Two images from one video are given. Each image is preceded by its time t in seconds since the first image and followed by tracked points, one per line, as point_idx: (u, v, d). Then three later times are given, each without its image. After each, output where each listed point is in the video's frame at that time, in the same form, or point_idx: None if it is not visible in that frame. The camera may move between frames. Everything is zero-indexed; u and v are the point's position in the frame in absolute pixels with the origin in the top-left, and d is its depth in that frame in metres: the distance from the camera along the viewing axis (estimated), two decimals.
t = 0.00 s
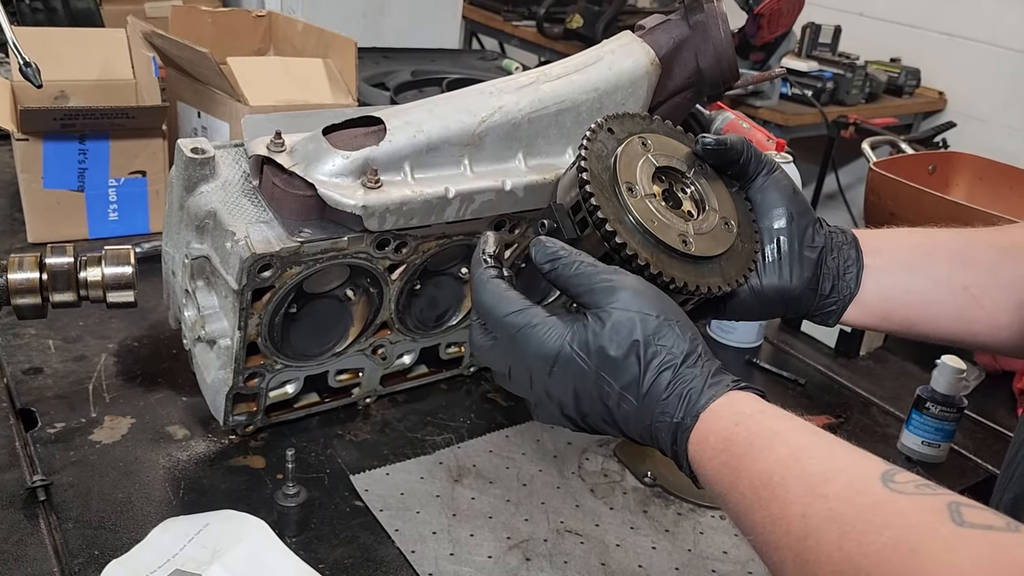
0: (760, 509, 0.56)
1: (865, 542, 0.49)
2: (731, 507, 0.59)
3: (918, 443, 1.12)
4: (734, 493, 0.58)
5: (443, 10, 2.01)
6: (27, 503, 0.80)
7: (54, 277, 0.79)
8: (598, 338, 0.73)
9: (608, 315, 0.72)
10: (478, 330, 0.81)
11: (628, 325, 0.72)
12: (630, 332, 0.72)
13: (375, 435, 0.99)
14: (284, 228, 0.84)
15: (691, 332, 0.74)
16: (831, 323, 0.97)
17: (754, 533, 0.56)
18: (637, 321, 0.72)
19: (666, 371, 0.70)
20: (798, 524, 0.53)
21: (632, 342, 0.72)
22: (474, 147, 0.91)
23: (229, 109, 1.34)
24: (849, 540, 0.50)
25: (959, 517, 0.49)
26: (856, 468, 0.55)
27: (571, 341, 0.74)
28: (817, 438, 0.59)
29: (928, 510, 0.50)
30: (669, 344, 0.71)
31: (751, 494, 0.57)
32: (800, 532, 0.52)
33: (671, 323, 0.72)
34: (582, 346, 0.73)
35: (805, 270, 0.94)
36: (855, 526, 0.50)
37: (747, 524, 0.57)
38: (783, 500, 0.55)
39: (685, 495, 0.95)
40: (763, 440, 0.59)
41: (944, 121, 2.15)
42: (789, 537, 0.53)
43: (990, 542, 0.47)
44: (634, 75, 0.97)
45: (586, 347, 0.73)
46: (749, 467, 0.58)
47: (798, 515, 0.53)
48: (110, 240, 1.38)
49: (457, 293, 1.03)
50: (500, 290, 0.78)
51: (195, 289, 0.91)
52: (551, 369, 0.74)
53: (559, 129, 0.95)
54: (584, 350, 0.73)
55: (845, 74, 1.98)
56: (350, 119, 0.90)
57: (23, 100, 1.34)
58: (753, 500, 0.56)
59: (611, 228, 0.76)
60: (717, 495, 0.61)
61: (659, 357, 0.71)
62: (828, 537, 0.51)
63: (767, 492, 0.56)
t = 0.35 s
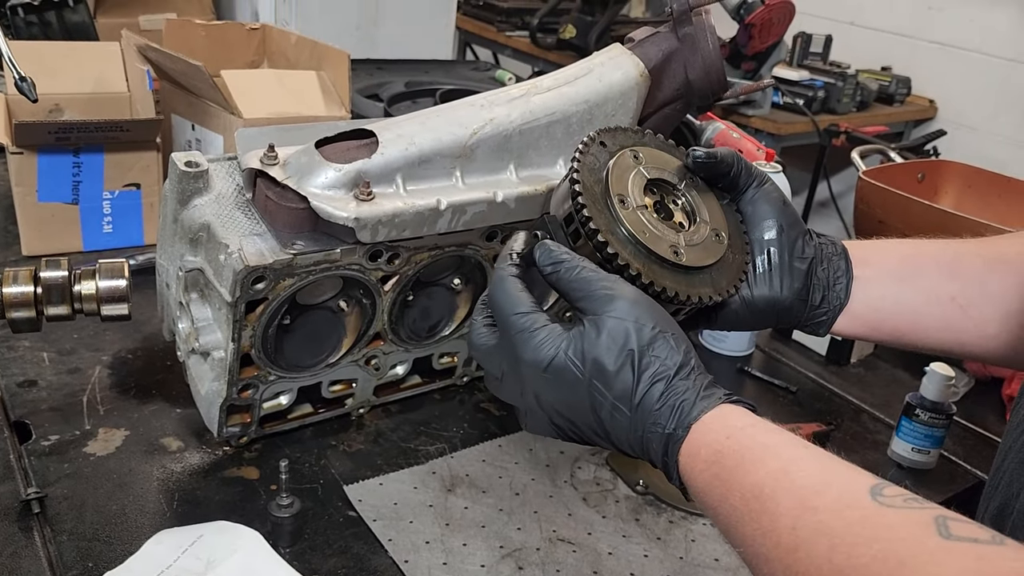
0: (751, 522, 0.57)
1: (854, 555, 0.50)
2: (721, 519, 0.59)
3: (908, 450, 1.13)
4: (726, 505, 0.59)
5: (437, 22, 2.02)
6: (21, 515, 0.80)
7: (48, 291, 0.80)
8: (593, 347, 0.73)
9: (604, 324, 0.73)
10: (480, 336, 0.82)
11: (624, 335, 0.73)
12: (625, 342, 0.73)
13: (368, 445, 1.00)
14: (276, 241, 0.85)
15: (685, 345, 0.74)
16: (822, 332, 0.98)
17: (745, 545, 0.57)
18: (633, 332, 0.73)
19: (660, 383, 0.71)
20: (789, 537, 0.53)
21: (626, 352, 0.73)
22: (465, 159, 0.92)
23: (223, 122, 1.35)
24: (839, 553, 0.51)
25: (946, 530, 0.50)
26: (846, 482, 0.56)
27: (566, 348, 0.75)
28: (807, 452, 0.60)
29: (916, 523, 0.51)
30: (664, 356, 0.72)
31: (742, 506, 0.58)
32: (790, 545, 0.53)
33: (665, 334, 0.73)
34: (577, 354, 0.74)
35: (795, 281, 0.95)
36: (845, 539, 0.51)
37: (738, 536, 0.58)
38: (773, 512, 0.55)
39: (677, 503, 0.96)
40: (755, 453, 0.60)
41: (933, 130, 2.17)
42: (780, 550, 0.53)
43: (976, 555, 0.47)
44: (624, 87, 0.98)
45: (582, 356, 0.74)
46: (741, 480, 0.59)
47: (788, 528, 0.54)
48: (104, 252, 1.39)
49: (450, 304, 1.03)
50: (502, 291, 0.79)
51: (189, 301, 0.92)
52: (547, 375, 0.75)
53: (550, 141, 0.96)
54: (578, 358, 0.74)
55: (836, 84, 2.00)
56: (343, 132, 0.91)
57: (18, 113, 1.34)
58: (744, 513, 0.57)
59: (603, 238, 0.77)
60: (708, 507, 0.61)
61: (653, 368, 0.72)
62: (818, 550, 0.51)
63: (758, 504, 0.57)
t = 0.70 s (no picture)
0: (742, 520, 0.57)
1: (845, 552, 0.50)
2: (714, 518, 0.60)
3: (901, 454, 1.13)
4: (718, 503, 0.59)
5: (431, 29, 2.03)
6: (15, 524, 0.80)
7: (41, 300, 0.80)
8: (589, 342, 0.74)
9: (599, 319, 0.74)
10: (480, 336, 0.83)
11: (617, 328, 0.74)
12: (619, 336, 0.74)
13: (362, 452, 1.00)
14: (270, 248, 0.85)
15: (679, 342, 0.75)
16: (812, 336, 0.99)
17: (737, 542, 0.57)
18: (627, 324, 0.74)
19: (654, 375, 0.72)
20: (781, 534, 0.54)
21: (621, 345, 0.73)
22: (458, 166, 0.92)
23: (217, 130, 1.35)
24: (830, 551, 0.51)
25: (937, 528, 0.50)
26: (837, 481, 0.56)
27: (559, 345, 0.76)
28: (800, 450, 0.60)
29: (907, 521, 0.51)
30: (658, 347, 0.73)
31: (734, 504, 0.58)
32: (781, 543, 0.53)
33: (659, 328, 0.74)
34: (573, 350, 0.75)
35: (785, 285, 0.96)
36: (836, 537, 0.51)
37: (730, 535, 0.58)
38: (765, 509, 0.56)
39: (671, 508, 0.97)
40: (749, 451, 0.61)
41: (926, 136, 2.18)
42: (772, 547, 0.54)
43: (966, 553, 0.48)
44: (615, 94, 0.99)
45: (578, 350, 0.75)
46: (733, 478, 0.59)
47: (780, 525, 0.54)
48: (98, 260, 1.39)
49: (443, 310, 1.04)
50: (498, 291, 0.80)
51: (182, 309, 0.92)
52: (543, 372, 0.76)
53: (542, 148, 0.97)
54: (573, 353, 0.75)
55: (829, 89, 2.01)
56: (336, 140, 0.92)
57: (12, 121, 1.34)
58: (737, 511, 0.57)
59: (593, 244, 0.78)
60: (701, 505, 0.61)
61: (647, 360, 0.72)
62: (809, 548, 0.52)
63: (750, 501, 0.57)
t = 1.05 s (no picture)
0: (731, 518, 0.57)
1: (835, 549, 0.49)
2: (706, 517, 0.59)
3: (898, 454, 1.13)
4: (710, 501, 0.59)
5: (427, 30, 2.03)
6: (7, 527, 0.80)
7: (33, 302, 0.79)
8: (576, 344, 0.74)
9: (585, 320, 0.74)
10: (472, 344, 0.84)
11: (603, 327, 0.74)
12: (605, 335, 0.73)
13: (358, 454, 0.99)
14: (264, 250, 0.85)
15: (668, 340, 0.75)
16: (811, 339, 0.99)
17: (729, 541, 0.57)
18: (612, 323, 0.73)
19: (641, 372, 0.71)
20: (771, 531, 0.53)
21: (607, 344, 0.73)
22: (453, 167, 0.92)
23: (213, 132, 1.35)
24: (820, 547, 0.50)
25: (926, 523, 0.50)
26: (827, 477, 0.56)
27: (545, 349, 0.76)
28: (790, 446, 0.60)
29: (899, 518, 0.51)
30: (644, 344, 0.73)
31: (724, 503, 0.58)
32: (771, 540, 0.53)
33: (645, 326, 0.74)
34: (560, 352, 0.75)
35: (782, 288, 0.95)
36: (826, 534, 0.51)
37: (722, 534, 0.57)
38: (755, 508, 0.55)
39: (669, 510, 0.96)
40: (738, 451, 0.60)
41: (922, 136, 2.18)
42: (761, 545, 0.53)
43: (957, 550, 0.47)
44: (611, 94, 0.98)
45: (565, 352, 0.75)
46: (723, 476, 0.59)
47: (769, 523, 0.54)
48: (93, 262, 1.38)
49: (439, 311, 1.04)
50: (486, 301, 0.81)
51: (177, 311, 0.92)
52: (532, 375, 0.76)
53: (538, 148, 0.97)
54: (561, 355, 0.75)
55: (825, 90, 2.01)
56: (330, 140, 0.91)
57: (5, 123, 1.33)
58: (728, 509, 0.57)
59: (588, 250, 0.77)
60: (694, 505, 0.61)
61: (634, 357, 0.72)
62: (800, 544, 0.51)
63: (741, 500, 0.57)
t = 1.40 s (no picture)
0: (728, 508, 0.57)
1: (835, 540, 0.49)
2: (704, 509, 0.59)
3: (898, 454, 1.13)
4: (708, 492, 0.59)
5: (426, 30, 2.02)
6: (5, 528, 0.80)
7: (31, 301, 0.79)
8: (575, 336, 0.74)
9: (584, 312, 0.74)
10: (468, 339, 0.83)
11: (602, 319, 0.73)
12: (603, 327, 0.73)
13: (357, 454, 0.99)
14: (263, 249, 0.85)
15: (666, 332, 0.75)
16: (811, 335, 0.99)
17: (726, 532, 0.57)
18: (611, 315, 0.73)
19: (640, 364, 0.71)
20: (769, 523, 0.53)
21: (605, 336, 0.73)
22: (452, 166, 0.92)
23: (211, 132, 1.35)
24: (820, 539, 0.50)
25: (926, 515, 0.50)
26: (826, 469, 0.56)
27: (543, 341, 0.75)
28: (789, 440, 0.60)
29: (900, 512, 0.50)
30: (643, 336, 0.72)
31: (721, 494, 0.58)
32: (769, 532, 0.53)
33: (644, 318, 0.74)
34: (559, 345, 0.75)
35: (782, 285, 0.95)
36: (826, 525, 0.51)
37: (720, 525, 0.57)
38: (754, 499, 0.55)
39: (669, 510, 0.96)
40: (736, 443, 0.60)
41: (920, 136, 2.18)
42: (759, 536, 0.53)
43: (959, 546, 0.47)
44: (610, 93, 0.98)
45: (564, 345, 0.75)
46: (721, 468, 0.59)
47: (768, 515, 0.54)
48: (91, 263, 1.38)
49: (438, 311, 1.04)
50: (484, 295, 0.80)
51: (175, 311, 0.92)
52: (530, 368, 0.76)
53: (537, 147, 0.96)
54: (560, 349, 0.75)
55: (824, 90, 2.01)
56: (329, 139, 0.91)
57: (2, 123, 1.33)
58: (726, 502, 0.57)
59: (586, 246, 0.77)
60: (693, 501, 0.61)
61: (633, 349, 0.72)
62: (799, 536, 0.51)
63: (739, 492, 0.57)
